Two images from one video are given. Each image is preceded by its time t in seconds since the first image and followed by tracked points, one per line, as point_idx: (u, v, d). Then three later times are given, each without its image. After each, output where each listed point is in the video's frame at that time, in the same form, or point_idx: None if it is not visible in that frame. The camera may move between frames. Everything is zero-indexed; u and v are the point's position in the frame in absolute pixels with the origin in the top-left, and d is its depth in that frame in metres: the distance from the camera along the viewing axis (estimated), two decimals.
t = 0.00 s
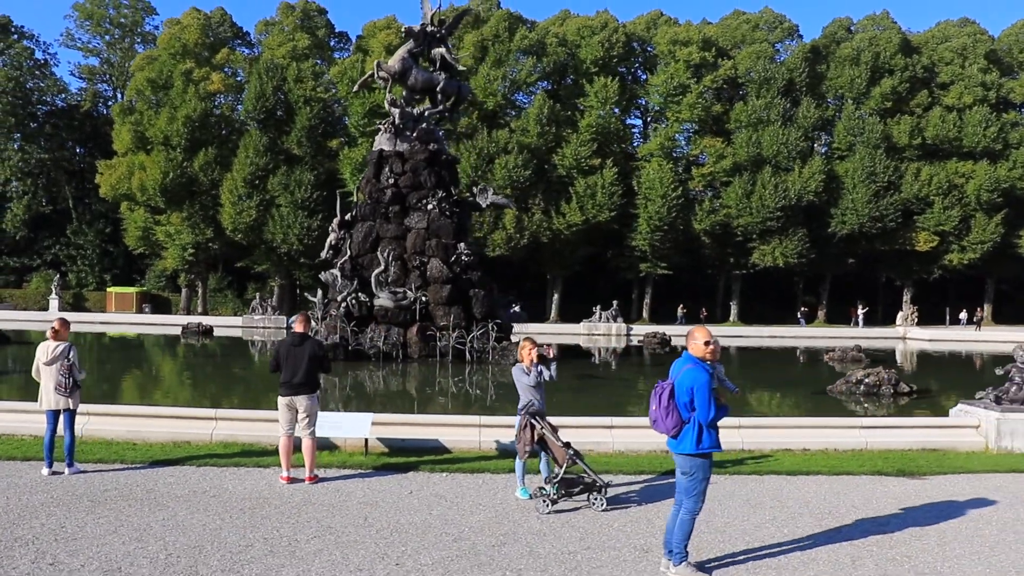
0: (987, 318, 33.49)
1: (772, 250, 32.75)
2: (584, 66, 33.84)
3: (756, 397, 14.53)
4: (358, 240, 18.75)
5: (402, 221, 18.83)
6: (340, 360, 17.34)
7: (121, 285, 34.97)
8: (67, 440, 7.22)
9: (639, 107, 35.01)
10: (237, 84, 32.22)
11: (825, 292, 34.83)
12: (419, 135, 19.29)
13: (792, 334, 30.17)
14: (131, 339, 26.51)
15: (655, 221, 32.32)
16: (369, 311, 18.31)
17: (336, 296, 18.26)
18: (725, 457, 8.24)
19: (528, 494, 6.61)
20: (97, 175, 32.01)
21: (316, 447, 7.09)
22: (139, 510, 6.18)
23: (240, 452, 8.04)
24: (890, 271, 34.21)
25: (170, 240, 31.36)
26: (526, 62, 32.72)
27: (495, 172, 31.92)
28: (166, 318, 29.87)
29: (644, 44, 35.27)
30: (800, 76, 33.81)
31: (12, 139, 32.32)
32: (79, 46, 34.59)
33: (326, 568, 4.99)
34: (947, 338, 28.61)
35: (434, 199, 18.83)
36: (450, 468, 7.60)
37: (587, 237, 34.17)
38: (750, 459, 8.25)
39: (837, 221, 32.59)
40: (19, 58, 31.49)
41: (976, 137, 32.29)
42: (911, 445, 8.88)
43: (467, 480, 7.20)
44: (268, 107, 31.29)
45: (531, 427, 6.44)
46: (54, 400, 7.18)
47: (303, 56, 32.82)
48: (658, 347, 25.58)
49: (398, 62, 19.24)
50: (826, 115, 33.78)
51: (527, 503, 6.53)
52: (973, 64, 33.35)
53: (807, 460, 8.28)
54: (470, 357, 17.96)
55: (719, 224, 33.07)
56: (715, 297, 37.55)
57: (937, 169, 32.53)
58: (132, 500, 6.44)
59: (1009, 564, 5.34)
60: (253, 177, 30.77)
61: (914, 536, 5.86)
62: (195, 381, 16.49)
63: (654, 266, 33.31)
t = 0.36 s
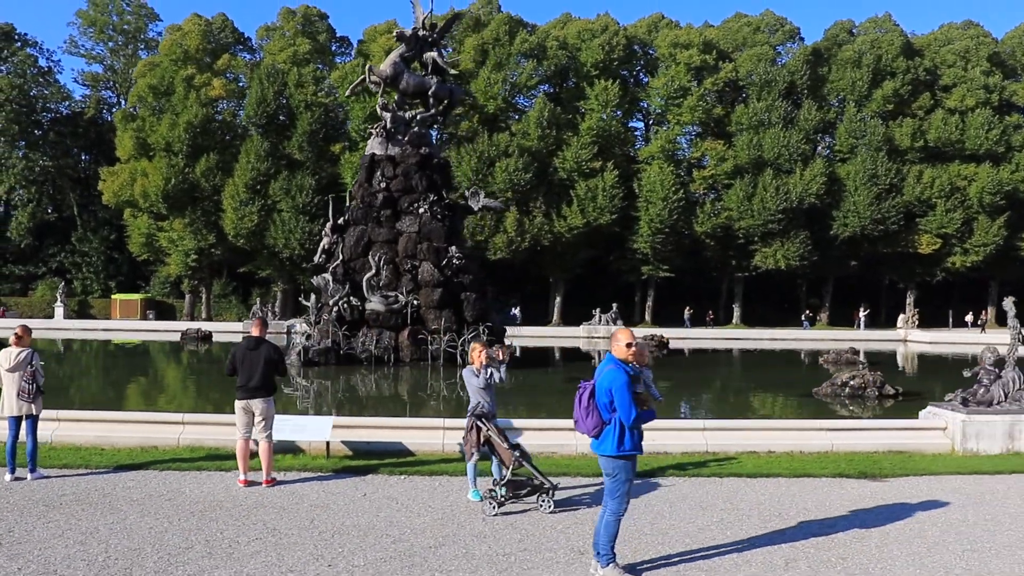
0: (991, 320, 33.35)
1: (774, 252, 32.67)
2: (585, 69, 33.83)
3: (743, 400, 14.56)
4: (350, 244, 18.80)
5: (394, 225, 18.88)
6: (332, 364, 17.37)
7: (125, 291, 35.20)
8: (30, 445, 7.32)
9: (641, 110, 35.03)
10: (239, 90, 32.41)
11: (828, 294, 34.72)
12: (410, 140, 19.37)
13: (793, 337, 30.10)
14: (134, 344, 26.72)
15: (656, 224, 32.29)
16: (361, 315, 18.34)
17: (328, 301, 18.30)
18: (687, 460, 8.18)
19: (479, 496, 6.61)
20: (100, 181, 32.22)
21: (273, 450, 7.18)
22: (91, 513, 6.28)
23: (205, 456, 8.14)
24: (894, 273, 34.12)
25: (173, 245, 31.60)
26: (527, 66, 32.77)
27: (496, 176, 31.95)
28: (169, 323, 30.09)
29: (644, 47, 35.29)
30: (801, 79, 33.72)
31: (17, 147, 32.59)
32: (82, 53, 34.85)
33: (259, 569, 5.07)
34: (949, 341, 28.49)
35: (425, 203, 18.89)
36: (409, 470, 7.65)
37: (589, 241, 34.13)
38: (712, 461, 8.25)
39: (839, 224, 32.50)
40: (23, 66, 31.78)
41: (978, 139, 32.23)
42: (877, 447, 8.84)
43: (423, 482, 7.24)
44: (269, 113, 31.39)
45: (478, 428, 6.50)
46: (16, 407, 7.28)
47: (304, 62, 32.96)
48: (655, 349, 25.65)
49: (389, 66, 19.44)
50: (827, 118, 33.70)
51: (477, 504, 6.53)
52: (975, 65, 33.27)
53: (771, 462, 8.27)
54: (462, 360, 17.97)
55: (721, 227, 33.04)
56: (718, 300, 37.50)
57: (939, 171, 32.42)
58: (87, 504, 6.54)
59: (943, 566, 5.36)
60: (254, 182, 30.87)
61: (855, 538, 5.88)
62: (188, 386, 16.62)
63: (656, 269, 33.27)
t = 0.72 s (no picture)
0: (992, 320, 33.30)
1: (773, 252, 32.63)
2: (584, 68, 33.83)
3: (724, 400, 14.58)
4: (340, 242, 18.91)
5: (383, 223, 18.98)
6: (320, 362, 17.47)
7: (127, 290, 35.46)
8: None
9: (641, 109, 35.04)
10: (238, 88, 32.55)
11: (828, 294, 34.68)
12: (400, 138, 19.48)
13: (792, 337, 30.06)
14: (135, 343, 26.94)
15: (655, 223, 32.28)
16: (351, 313, 18.43)
17: (317, 299, 18.42)
18: (644, 458, 8.18)
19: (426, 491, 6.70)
20: (101, 180, 32.44)
21: (227, 444, 7.28)
22: (42, 506, 6.39)
23: (168, 451, 8.24)
24: (894, 273, 34.09)
25: (174, 245, 31.81)
26: (526, 64, 32.79)
27: (495, 175, 32.00)
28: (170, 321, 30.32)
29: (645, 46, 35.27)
30: (802, 78, 33.63)
31: (20, 147, 32.87)
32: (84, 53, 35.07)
33: (188, 560, 5.17)
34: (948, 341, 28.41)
35: (415, 202, 18.98)
36: (366, 465, 7.74)
37: (588, 241, 34.14)
38: (669, 458, 8.29)
39: (839, 224, 32.44)
40: (25, 65, 32.02)
41: (979, 139, 32.12)
42: (838, 446, 8.85)
43: (375, 478, 7.32)
44: (269, 112, 31.58)
45: (420, 424, 6.62)
46: None
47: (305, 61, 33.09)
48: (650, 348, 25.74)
49: (380, 65, 19.55)
50: (827, 116, 33.63)
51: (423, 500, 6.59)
52: (976, 65, 33.17)
53: (728, 459, 8.30)
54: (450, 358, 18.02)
55: (721, 226, 33.01)
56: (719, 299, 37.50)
57: (939, 171, 32.31)
58: (40, 498, 6.65)
59: (869, 563, 5.40)
60: (254, 181, 31.02)
61: (789, 535, 5.91)
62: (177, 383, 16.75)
63: (656, 269, 33.27)
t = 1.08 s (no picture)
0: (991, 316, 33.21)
1: (770, 248, 32.56)
2: (582, 64, 33.85)
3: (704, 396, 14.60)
4: (328, 237, 19.05)
5: (372, 218, 19.05)
6: (307, 356, 17.58)
7: (128, 284, 35.72)
8: None
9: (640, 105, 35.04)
10: (237, 84, 32.65)
11: (826, 291, 34.65)
12: (389, 134, 19.58)
13: (787, 333, 30.02)
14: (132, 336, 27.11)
15: (652, 219, 32.23)
16: (338, 308, 18.57)
17: (305, 294, 18.60)
18: (599, 452, 8.22)
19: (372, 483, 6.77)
20: (101, 174, 32.65)
21: (182, 436, 7.37)
22: None
23: (129, 443, 8.36)
24: (893, 270, 34.04)
25: (172, 240, 31.99)
26: (525, 60, 32.82)
27: (492, 171, 32.03)
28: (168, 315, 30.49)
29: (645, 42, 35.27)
30: (801, 74, 33.55)
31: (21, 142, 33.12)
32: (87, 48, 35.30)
33: (120, 548, 5.27)
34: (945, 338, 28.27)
35: (403, 197, 19.05)
36: (321, 457, 7.83)
37: (585, 237, 34.12)
38: (625, 452, 8.34)
39: (837, 220, 32.36)
40: (27, 60, 32.27)
41: (979, 136, 32.01)
42: (796, 441, 8.90)
43: (326, 470, 7.40)
44: (268, 107, 31.71)
45: (364, 417, 6.67)
46: None
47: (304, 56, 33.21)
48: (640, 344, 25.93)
49: (370, 61, 19.56)
50: (826, 112, 33.56)
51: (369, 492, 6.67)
52: (977, 62, 33.15)
53: (684, 454, 8.31)
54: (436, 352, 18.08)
55: (718, 222, 32.97)
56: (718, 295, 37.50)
57: (939, 168, 32.24)
58: None
59: (793, 557, 5.39)
60: (252, 175, 31.16)
61: (722, 528, 5.93)
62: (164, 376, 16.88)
63: (653, 264, 33.24)
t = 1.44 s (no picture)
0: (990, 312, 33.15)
1: (768, 244, 32.50)
2: (579, 60, 33.87)
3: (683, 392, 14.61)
4: (316, 234, 19.17)
5: (360, 215, 19.11)
6: (294, 352, 17.73)
7: (129, 280, 35.94)
8: None
9: (637, 101, 35.08)
10: (235, 80, 32.67)
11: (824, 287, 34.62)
12: (378, 131, 19.64)
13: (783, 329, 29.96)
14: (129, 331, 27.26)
15: (650, 215, 32.18)
16: (326, 304, 18.70)
17: (293, 290, 18.77)
18: (556, 447, 8.26)
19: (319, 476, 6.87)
20: (100, 171, 32.83)
21: (136, 429, 7.47)
22: None
23: (92, 435, 8.48)
24: (891, 266, 34.02)
25: (171, 236, 32.15)
26: (522, 56, 32.86)
27: (489, 167, 32.06)
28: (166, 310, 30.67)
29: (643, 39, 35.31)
30: (799, 70, 33.51)
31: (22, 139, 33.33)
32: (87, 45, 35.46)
33: (56, 536, 5.37)
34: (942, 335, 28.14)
35: (390, 193, 19.08)
36: (277, 450, 7.92)
37: (581, 233, 34.14)
38: (583, 448, 8.39)
39: (835, 216, 32.29)
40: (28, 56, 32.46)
41: (977, 131, 31.94)
42: (756, 437, 8.91)
43: (280, 463, 7.49)
44: (266, 103, 31.83)
45: (310, 411, 6.73)
46: None
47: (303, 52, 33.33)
48: (634, 340, 25.94)
49: (359, 58, 19.58)
50: (824, 108, 33.52)
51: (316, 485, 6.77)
52: (975, 57, 33.11)
53: (641, 450, 8.32)
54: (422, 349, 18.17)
55: (716, 218, 32.91)
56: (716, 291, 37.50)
57: (937, 164, 32.16)
58: None
59: (718, 552, 5.34)
60: (249, 172, 31.23)
61: (655, 521, 5.95)
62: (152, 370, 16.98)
63: (651, 261, 33.20)
